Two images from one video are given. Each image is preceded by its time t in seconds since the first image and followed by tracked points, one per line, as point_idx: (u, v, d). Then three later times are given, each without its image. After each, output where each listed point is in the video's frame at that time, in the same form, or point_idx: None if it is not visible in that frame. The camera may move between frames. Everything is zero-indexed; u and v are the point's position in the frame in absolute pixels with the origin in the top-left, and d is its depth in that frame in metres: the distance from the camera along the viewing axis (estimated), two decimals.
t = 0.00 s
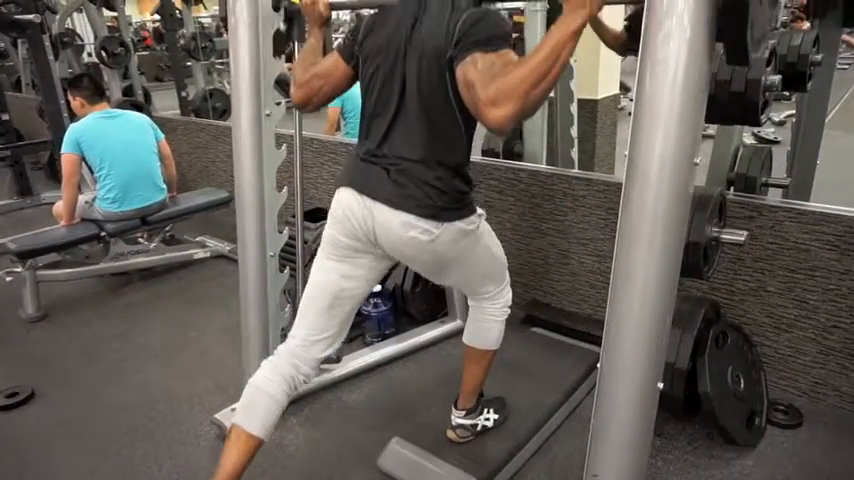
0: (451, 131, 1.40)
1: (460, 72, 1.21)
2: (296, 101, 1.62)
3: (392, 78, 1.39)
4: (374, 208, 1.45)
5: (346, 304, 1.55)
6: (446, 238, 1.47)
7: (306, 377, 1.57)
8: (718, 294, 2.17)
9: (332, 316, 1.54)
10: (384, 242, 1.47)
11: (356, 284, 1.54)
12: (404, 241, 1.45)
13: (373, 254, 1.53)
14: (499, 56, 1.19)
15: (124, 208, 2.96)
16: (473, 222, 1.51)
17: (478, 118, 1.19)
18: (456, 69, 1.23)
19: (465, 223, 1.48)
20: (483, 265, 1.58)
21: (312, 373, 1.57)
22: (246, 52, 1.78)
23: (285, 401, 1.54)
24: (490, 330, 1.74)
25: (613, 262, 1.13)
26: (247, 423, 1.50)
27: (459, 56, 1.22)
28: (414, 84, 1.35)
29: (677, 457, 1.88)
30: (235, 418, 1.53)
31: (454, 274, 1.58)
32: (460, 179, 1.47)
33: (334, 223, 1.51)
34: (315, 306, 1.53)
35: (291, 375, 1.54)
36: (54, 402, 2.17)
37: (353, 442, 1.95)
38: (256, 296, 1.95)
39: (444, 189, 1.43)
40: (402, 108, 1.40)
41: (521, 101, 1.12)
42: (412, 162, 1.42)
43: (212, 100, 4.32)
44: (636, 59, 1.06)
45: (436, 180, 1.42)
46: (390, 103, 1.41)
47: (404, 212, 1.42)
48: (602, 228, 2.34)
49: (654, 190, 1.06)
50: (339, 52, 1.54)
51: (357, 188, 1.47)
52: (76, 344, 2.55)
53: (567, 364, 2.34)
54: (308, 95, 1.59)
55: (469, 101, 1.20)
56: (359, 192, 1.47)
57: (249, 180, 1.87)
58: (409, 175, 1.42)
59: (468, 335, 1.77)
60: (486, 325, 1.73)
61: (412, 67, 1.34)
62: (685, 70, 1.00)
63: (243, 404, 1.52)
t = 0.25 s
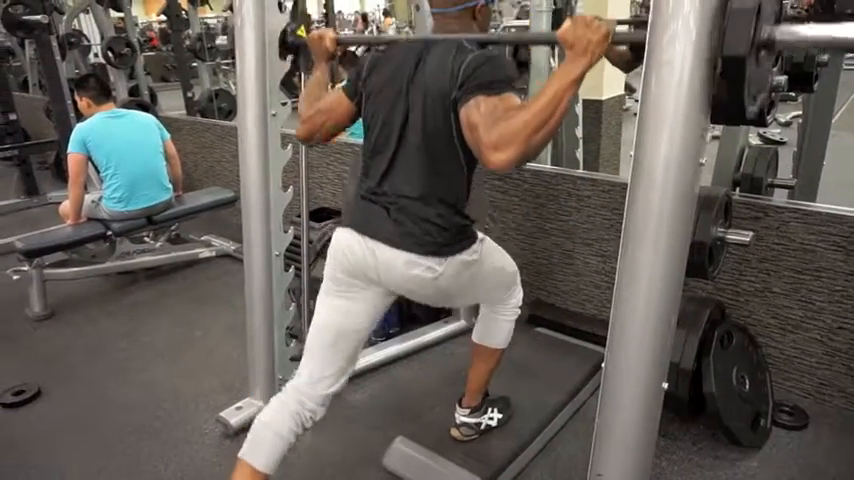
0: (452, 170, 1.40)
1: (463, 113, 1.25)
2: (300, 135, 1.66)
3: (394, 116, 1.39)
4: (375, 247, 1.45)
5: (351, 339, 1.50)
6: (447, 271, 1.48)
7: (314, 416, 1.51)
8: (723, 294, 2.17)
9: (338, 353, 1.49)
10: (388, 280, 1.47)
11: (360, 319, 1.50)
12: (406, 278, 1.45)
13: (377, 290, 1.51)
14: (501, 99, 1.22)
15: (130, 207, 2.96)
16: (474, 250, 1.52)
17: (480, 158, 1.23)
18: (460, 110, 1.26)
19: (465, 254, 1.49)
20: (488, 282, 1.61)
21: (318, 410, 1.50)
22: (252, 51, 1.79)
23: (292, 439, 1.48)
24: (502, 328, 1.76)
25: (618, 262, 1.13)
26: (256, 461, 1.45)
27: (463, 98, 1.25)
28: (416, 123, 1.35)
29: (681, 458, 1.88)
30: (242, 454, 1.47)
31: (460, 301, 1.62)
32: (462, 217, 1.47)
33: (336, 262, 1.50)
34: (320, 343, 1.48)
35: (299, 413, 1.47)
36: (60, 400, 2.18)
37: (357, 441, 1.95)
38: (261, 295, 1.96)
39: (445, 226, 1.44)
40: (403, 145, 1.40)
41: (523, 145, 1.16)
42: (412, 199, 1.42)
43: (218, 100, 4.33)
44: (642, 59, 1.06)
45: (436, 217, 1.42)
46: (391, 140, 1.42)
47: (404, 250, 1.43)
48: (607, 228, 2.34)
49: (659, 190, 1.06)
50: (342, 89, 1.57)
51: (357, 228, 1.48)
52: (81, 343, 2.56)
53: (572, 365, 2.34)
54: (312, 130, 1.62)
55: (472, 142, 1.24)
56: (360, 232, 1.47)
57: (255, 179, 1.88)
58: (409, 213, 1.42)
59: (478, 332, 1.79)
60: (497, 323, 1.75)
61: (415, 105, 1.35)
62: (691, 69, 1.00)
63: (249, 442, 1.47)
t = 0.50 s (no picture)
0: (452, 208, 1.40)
1: (466, 156, 1.25)
2: (305, 168, 1.62)
3: (394, 152, 1.38)
4: (377, 285, 1.41)
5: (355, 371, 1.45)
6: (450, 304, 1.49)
7: (318, 445, 1.46)
8: (725, 294, 2.17)
9: (343, 384, 1.44)
10: (388, 315, 1.43)
11: (364, 352, 1.46)
12: (409, 314, 1.43)
13: (378, 325, 1.47)
14: (503, 141, 1.23)
15: (132, 205, 2.97)
16: (473, 279, 1.54)
17: (481, 201, 1.23)
18: (463, 153, 1.26)
19: (464, 285, 1.51)
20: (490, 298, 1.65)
21: (325, 438, 1.46)
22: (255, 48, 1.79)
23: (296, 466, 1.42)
24: (508, 327, 1.78)
25: (620, 262, 1.13)
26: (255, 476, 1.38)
27: (466, 140, 1.25)
28: (418, 160, 1.35)
29: (682, 458, 1.88)
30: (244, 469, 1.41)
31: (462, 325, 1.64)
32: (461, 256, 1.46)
33: (337, 296, 1.46)
34: (326, 374, 1.44)
35: (304, 440, 1.43)
36: (61, 397, 2.18)
37: (358, 439, 1.96)
38: (263, 292, 1.96)
39: (443, 263, 1.43)
40: (403, 182, 1.39)
41: (524, 190, 1.17)
42: (412, 237, 1.41)
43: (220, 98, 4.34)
44: (645, 57, 1.06)
45: (437, 255, 1.41)
46: (390, 178, 1.40)
47: (406, 289, 1.41)
48: (609, 228, 2.34)
49: (661, 190, 1.06)
50: (346, 124, 1.53)
51: (358, 266, 1.44)
52: (83, 339, 2.57)
53: (573, 364, 2.34)
54: (316, 163, 1.58)
55: (475, 184, 1.25)
56: (360, 269, 1.43)
57: (257, 177, 1.88)
58: (409, 252, 1.41)
59: (483, 330, 1.81)
60: (504, 322, 1.78)
61: (417, 144, 1.34)
62: (693, 68, 1.00)
63: (252, 460, 1.41)
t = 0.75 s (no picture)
0: (453, 248, 1.38)
1: (465, 197, 1.25)
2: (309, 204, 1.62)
3: (393, 189, 1.38)
4: (388, 328, 1.40)
5: (372, 403, 1.47)
6: (455, 339, 1.48)
7: (335, 471, 1.47)
8: (726, 294, 2.17)
9: (361, 414, 1.46)
10: (399, 352, 1.43)
11: (379, 385, 1.47)
12: (416, 352, 1.43)
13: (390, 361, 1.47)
14: (501, 184, 1.23)
15: (133, 207, 2.98)
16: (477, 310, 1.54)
17: (479, 243, 1.23)
18: (462, 195, 1.26)
19: (469, 318, 1.50)
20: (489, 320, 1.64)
21: (343, 462, 1.48)
22: (255, 49, 1.79)
23: None
24: (512, 331, 1.78)
25: (620, 263, 1.13)
26: None
27: (465, 182, 1.25)
28: (417, 196, 1.34)
29: (683, 458, 1.88)
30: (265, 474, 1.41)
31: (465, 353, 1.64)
32: (464, 294, 1.44)
33: (348, 335, 1.45)
34: (344, 405, 1.46)
35: (324, 464, 1.44)
36: (63, 399, 2.19)
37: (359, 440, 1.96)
38: (264, 294, 1.96)
39: (445, 301, 1.40)
40: (404, 221, 1.38)
41: (522, 232, 1.16)
42: (412, 277, 1.39)
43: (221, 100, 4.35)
44: (644, 58, 1.06)
45: (440, 295, 1.39)
46: (390, 218, 1.39)
47: (414, 330, 1.40)
48: (609, 228, 2.33)
49: (660, 191, 1.06)
50: (347, 162, 1.52)
51: (363, 308, 1.42)
52: (85, 342, 2.57)
53: (573, 365, 2.34)
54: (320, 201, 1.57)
55: (473, 226, 1.25)
56: (364, 312, 1.42)
57: (257, 179, 1.88)
58: (411, 293, 1.38)
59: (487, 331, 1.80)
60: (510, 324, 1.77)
61: (418, 182, 1.34)
62: (692, 68, 1.00)
63: (276, 465, 1.42)
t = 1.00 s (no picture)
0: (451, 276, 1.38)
1: (461, 230, 1.24)
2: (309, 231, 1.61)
3: (392, 220, 1.38)
4: (396, 359, 1.39)
5: (377, 426, 1.46)
6: (459, 362, 1.49)
7: None
8: (723, 296, 2.17)
9: (366, 438, 1.45)
10: (406, 378, 1.43)
11: (385, 408, 1.46)
12: (423, 378, 1.44)
13: (396, 386, 1.46)
14: (497, 217, 1.24)
15: (131, 206, 2.98)
16: (478, 331, 1.53)
17: (476, 276, 1.23)
18: (458, 228, 1.25)
19: (472, 339, 1.51)
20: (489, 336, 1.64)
21: None
22: (254, 48, 1.79)
23: None
24: (512, 332, 1.79)
25: (617, 264, 1.13)
26: None
27: (461, 215, 1.25)
28: (416, 226, 1.35)
29: (680, 459, 1.88)
30: None
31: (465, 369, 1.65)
32: (465, 320, 1.45)
33: (354, 362, 1.43)
34: (349, 429, 1.44)
35: None
36: (59, 398, 2.18)
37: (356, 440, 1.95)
38: (261, 293, 1.96)
39: (444, 330, 1.40)
40: (403, 250, 1.38)
41: (517, 269, 1.19)
42: (412, 308, 1.39)
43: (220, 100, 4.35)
44: (643, 59, 1.06)
45: (441, 324, 1.40)
46: (390, 249, 1.40)
47: (420, 359, 1.40)
48: (606, 230, 2.34)
49: (657, 192, 1.06)
50: (345, 188, 1.51)
51: (369, 341, 1.40)
52: (82, 341, 2.57)
53: (571, 366, 2.34)
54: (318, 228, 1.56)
55: (469, 258, 1.25)
56: (371, 343, 1.40)
57: (255, 177, 1.88)
58: (412, 324, 1.38)
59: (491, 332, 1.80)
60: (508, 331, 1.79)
61: (416, 213, 1.34)
62: (690, 69, 1.01)
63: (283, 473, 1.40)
